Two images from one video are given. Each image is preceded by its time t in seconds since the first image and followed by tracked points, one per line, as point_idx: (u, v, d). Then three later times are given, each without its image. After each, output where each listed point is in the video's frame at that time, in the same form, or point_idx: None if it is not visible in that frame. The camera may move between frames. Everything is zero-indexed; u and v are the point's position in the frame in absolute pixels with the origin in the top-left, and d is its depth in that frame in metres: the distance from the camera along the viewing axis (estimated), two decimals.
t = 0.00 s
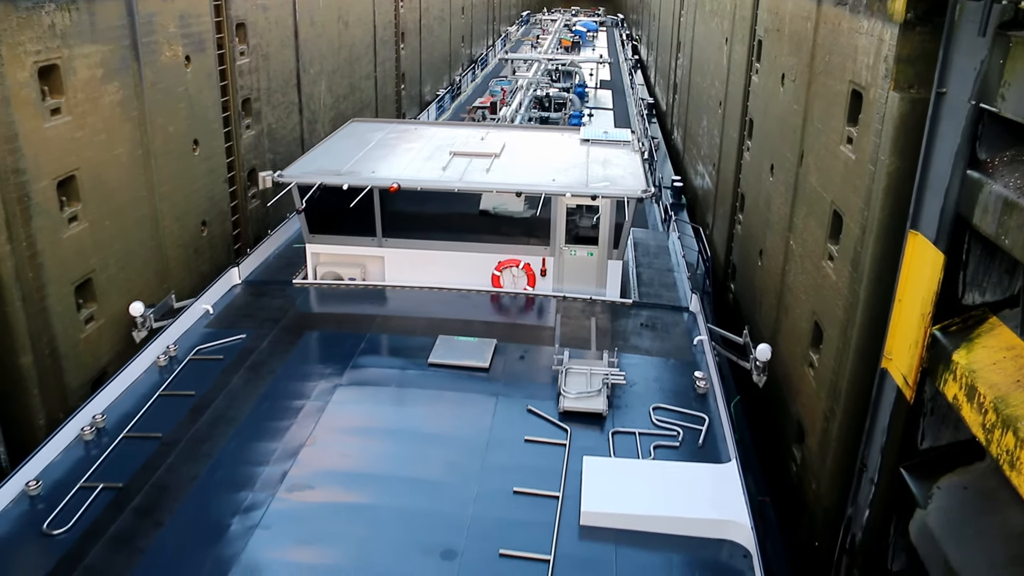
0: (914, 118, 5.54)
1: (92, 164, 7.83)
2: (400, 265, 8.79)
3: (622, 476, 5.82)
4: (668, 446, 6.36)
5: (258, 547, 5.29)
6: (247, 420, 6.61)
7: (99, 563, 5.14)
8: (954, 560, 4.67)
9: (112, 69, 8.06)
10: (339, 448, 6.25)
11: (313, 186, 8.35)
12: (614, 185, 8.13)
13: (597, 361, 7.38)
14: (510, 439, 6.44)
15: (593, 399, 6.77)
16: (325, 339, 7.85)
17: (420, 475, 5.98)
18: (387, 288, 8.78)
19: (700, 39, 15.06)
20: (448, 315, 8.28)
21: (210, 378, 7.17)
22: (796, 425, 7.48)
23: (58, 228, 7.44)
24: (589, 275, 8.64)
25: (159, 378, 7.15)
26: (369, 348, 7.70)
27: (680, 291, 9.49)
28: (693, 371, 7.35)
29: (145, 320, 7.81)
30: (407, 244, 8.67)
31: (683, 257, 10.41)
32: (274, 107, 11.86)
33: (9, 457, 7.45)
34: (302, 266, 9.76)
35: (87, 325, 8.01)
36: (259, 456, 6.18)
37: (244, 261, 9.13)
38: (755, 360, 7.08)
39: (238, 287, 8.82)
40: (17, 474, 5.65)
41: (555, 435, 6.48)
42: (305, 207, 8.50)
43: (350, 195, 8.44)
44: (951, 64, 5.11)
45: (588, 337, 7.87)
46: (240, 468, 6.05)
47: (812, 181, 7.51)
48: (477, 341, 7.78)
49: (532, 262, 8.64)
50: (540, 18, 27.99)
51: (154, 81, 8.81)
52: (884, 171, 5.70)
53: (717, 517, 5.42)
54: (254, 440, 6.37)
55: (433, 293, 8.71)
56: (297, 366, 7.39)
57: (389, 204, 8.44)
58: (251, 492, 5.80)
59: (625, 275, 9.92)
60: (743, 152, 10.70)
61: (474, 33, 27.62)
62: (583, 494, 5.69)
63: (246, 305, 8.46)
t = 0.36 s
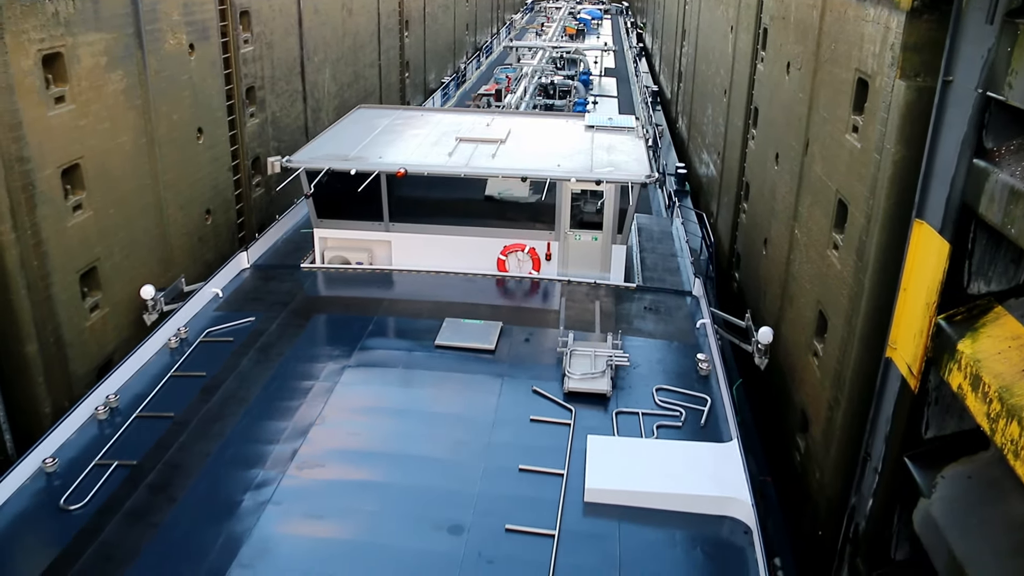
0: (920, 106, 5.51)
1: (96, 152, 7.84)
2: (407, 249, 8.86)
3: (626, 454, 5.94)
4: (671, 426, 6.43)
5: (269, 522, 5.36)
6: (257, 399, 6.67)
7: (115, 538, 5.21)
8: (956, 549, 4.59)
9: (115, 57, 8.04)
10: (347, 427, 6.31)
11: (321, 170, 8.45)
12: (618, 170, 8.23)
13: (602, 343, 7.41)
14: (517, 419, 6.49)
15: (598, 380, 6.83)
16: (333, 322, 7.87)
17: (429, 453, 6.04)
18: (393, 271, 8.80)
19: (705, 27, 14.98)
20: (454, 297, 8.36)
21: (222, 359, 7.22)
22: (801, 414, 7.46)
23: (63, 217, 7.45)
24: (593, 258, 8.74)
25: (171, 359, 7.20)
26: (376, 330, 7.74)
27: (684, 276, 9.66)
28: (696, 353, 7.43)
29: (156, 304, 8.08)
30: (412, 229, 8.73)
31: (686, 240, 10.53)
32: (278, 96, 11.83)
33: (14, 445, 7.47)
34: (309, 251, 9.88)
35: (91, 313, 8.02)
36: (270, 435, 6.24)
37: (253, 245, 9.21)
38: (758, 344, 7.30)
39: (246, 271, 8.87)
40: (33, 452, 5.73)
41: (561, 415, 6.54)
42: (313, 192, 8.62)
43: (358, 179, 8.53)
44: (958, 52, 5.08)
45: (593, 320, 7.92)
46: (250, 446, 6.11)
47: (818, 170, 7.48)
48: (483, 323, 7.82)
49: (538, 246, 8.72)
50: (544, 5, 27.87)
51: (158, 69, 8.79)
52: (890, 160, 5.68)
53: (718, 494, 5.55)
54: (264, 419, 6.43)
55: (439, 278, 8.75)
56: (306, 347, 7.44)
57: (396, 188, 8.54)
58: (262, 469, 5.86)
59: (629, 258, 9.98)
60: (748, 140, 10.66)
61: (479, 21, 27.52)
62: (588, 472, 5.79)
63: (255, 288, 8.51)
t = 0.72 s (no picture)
0: (927, 93, 5.48)
1: (100, 138, 7.83)
2: (414, 232, 9.03)
3: (629, 430, 6.12)
4: (673, 405, 6.60)
5: (281, 497, 5.56)
6: (267, 378, 6.86)
7: (130, 511, 5.41)
8: (959, 536, 4.59)
9: (119, 43, 8.02)
10: (356, 405, 6.50)
11: (330, 155, 8.62)
12: (622, 154, 8.39)
13: (606, 324, 7.55)
14: (521, 398, 6.67)
15: (602, 359, 6.98)
16: (341, 303, 8.05)
17: (436, 430, 6.24)
18: (400, 254, 8.94)
19: (711, 13, 14.90)
20: (460, 280, 8.47)
21: (231, 339, 7.42)
22: (803, 402, 7.50)
23: (67, 203, 7.45)
24: (597, 242, 8.88)
25: (181, 339, 7.38)
26: (384, 312, 7.89)
27: (687, 260, 9.73)
28: (699, 335, 7.55)
29: (167, 286, 8.17)
30: (420, 213, 8.91)
31: (690, 224, 10.59)
32: (283, 82, 11.80)
33: (20, 432, 7.51)
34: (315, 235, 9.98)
35: (96, 300, 8.04)
36: (280, 412, 6.44)
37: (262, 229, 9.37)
38: (759, 326, 7.61)
39: (255, 254, 9.02)
40: (48, 429, 5.92)
41: (565, 394, 6.71)
42: (321, 175, 8.78)
43: (366, 162, 8.70)
44: (965, 38, 5.03)
45: (597, 301, 8.05)
46: (262, 423, 6.31)
47: (823, 158, 7.45)
48: (489, 305, 7.97)
49: (542, 229, 8.87)
50: None
51: (162, 55, 8.77)
52: (896, 147, 5.66)
53: (719, 470, 5.70)
54: (274, 397, 6.62)
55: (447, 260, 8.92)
56: (314, 328, 7.61)
57: (403, 172, 8.71)
58: (273, 446, 6.06)
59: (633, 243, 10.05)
60: (754, 127, 10.63)
61: (484, 7, 27.42)
62: (591, 447, 5.97)
63: (264, 270, 8.67)
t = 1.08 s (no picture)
0: (934, 81, 5.45)
1: (104, 126, 7.82)
2: (422, 215, 9.03)
3: (631, 408, 6.22)
4: (677, 385, 6.69)
5: (292, 474, 5.68)
6: (278, 358, 6.97)
7: (145, 485, 5.54)
8: (963, 527, 4.61)
9: (123, 30, 8.00)
10: (365, 385, 6.60)
11: (337, 139, 8.67)
12: (628, 139, 8.38)
13: (609, 305, 7.67)
14: (527, 377, 6.77)
15: (607, 340, 7.09)
16: (349, 285, 8.15)
17: (444, 409, 6.35)
18: (407, 238, 9.05)
19: None
20: (466, 263, 8.59)
21: (241, 321, 7.51)
22: (807, 390, 7.51)
23: (72, 190, 7.45)
24: (603, 225, 8.86)
25: (192, 321, 7.46)
26: (391, 294, 8.01)
27: (691, 244, 9.70)
28: (701, 316, 7.63)
29: (178, 268, 8.34)
30: (426, 195, 8.90)
31: (695, 209, 10.60)
32: (287, 69, 11.78)
33: (26, 418, 7.54)
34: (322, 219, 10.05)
35: (101, 287, 8.04)
36: (290, 391, 6.55)
37: (271, 212, 9.43)
38: (762, 308, 7.58)
39: (263, 237, 9.09)
40: (64, 407, 6.01)
41: (570, 373, 6.81)
42: (328, 159, 8.79)
43: (374, 146, 8.73)
44: (973, 25, 4.97)
45: (601, 284, 8.13)
46: (272, 402, 6.43)
47: (830, 146, 7.41)
48: (496, 287, 8.06)
49: (548, 213, 8.89)
50: None
51: (166, 42, 8.74)
52: (902, 136, 5.63)
53: (721, 448, 5.80)
54: (283, 376, 6.73)
55: (453, 244, 8.96)
56: (322, 312, 7.67)
57: (410, 155, 8.67)
58: (284, 424, 6.18)
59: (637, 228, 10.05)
60: (759, 116, 10.58)
61: None
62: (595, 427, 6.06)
63: (273, 253, 8.78)
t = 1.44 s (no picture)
0: (941, 69, 5.41)
1: (108, 113, 7.81)
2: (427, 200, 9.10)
3: (635, 387, 6.26)
4: (679, 365, 6.75)
5: (302, 450, 5.75)
6: (287, 337, 7.02)
7: (159, 460, 5.64)
8: (966, 516, 4.63)
9: (127, 17, 7.98)
10: (373, 364, 6.66)
11: (345, 124, 8.68)
12: (632, 124, 8.45)
13: (614, 288, 7.71)
14: (533, 357, 6.82)
15: (611, 322, 7.11)
16: (357, 269, 8.14)
17: (451, 388, 6.41)
18: (414, 223, 9.03)
19: None
20: (473, 247, 8.60)
21: (250, 302, 7.53)
22: (812, 379, 7.50)
23: (77, 177, 7.45)
24: (608, 209, 8.97)
25: (202, 302, 7.51)
26: (398, 276, 8.04)
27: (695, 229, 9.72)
28: (704, 299, 7.67)
29: (189, 252, 8.45)
30: (434, 179, 8.98)
31: (699, 195, 10.60)
32: (291, 57, 11.74)
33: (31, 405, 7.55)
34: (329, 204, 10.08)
35: (106, 275, 8.06)
36: (299, 370, 6.60)
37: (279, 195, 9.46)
38: (765, 292, 7.95)
39: (272, 221, 9.12)
40: (79, 385, 6.14)
41: (575, 353, 6.87)
42: (336, 145, 8.86)
43: (382, 131, 8.79)
44: (981, 13, 4.90)
45: (606, 268, 8.16)
46: (282, 379, 6.48)
47: (835, 134, 7.38)
48: (502, 270, 8.08)
49: (553, 198, 8.92)
50: None
51: (170, 29, 8.72)
52: (909, 124, 5.60)
53: (721, 426, 5.84)
54: (293, 355, 6.78)
55: (459, 228, 8.99)
56: (328, 294, 7.69)
57: (416, 141, 8.77)
58: (294, 402, 6.23)
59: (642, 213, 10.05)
60: (765, 104, 10.53)
61: None
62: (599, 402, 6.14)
63: (281, 236, 8.78)
